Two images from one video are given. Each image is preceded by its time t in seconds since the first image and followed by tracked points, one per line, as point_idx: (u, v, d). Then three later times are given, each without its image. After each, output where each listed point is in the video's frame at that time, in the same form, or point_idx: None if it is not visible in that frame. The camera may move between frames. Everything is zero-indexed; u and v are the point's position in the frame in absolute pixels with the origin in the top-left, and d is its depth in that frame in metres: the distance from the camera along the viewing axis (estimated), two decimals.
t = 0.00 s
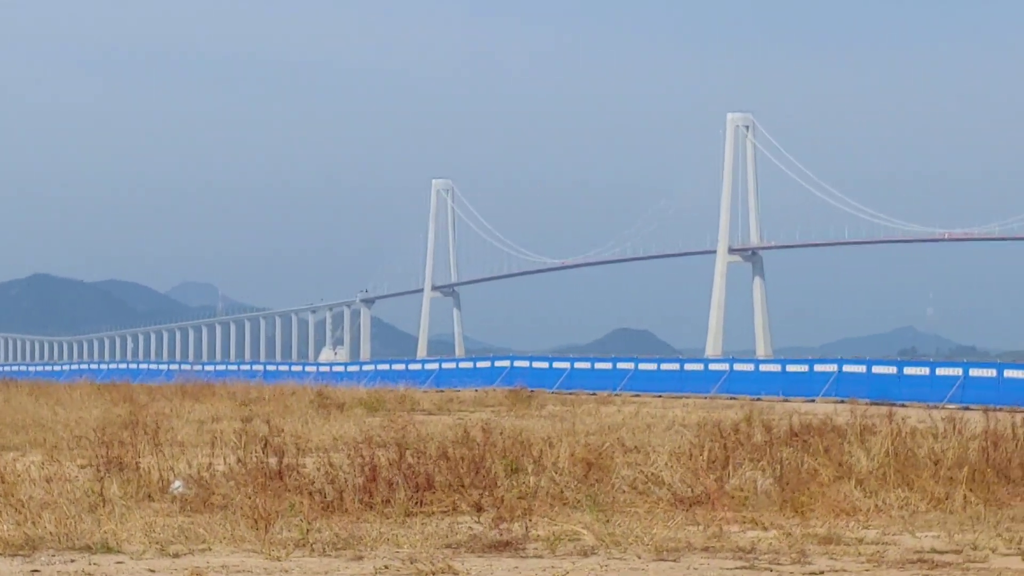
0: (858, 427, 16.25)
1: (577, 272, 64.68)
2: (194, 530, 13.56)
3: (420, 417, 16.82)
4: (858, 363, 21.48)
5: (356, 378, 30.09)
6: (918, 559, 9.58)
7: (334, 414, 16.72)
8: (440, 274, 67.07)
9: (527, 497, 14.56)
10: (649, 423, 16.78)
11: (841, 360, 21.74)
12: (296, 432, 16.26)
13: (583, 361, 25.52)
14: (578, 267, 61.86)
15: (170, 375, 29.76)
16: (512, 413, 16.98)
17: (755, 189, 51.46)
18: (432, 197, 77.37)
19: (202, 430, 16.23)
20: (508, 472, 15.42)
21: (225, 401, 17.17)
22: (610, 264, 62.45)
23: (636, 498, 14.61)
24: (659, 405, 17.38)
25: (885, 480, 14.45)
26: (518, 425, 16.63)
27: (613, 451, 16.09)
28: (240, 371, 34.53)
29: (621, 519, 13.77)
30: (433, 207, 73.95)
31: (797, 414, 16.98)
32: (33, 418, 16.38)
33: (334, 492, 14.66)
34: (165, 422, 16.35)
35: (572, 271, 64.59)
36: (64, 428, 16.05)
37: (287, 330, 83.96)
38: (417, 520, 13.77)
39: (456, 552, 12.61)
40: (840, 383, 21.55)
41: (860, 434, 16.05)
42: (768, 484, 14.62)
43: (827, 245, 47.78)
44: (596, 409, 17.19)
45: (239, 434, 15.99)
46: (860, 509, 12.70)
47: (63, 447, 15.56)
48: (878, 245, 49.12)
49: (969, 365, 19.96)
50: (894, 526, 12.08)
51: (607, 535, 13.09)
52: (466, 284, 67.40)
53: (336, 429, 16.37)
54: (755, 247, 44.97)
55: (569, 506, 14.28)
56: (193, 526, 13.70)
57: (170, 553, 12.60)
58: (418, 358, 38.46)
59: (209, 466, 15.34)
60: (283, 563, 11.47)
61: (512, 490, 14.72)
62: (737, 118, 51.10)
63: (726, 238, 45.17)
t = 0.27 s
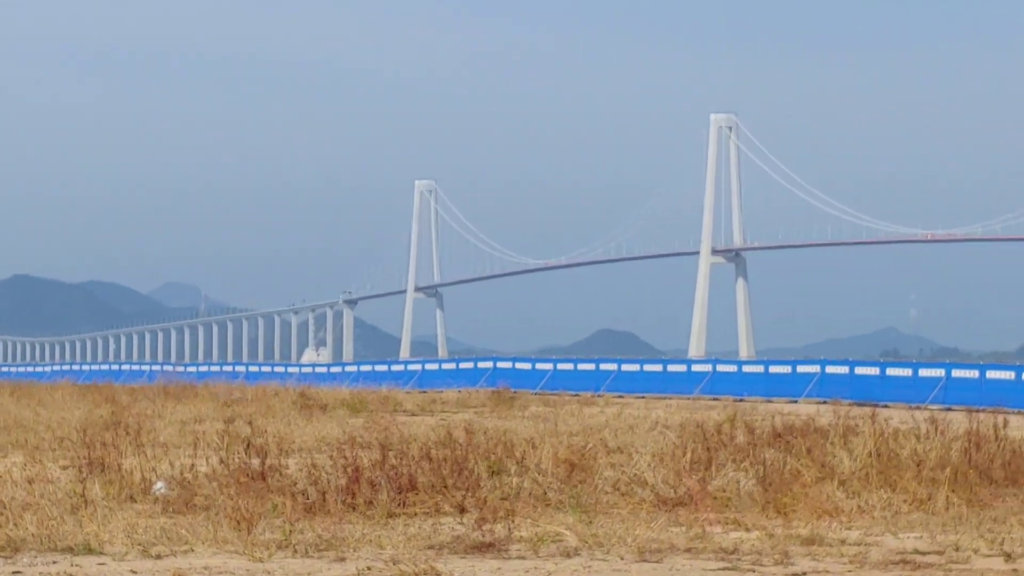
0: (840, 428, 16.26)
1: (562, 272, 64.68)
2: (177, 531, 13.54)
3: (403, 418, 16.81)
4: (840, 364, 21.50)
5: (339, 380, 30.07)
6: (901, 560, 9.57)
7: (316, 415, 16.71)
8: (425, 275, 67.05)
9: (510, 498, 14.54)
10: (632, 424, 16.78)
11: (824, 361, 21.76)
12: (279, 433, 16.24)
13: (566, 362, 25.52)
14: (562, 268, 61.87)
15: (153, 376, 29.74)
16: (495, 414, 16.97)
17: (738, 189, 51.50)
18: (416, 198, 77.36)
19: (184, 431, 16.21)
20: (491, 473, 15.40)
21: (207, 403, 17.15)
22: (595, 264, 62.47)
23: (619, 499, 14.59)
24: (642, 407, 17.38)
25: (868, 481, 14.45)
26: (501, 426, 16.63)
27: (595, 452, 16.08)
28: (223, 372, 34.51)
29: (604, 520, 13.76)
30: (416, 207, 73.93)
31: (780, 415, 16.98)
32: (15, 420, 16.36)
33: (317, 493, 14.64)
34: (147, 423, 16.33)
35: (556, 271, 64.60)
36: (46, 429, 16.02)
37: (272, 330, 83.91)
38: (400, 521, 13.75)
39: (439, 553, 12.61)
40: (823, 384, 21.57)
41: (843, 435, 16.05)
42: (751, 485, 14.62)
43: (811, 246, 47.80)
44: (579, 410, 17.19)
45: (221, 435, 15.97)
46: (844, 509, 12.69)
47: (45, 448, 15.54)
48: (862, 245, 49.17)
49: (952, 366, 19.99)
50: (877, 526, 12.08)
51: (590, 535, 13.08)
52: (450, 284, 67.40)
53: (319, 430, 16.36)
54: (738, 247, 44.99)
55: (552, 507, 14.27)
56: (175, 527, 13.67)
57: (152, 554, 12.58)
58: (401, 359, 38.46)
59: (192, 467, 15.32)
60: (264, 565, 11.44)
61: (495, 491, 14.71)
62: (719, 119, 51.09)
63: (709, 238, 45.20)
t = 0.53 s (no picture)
0: (822, 429, 16.26)
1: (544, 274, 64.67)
2: (158, 533, 13.51)
3: (385, 419, 16.80)
4: (822, 366, 21.52)
5: (321, 381, 30.06)
6: (883, 561, 9.55)
7: (298, 416, 16.70)
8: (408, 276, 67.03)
9: (492, 499, 14.53)
10: (614, 426, 16.78)
11: (806, 362, 21.77)
12: (261, 434, 16.23)
13: (548, 363, 25.52)
14: (545, 269, 61.85)
15: (136, 377, 29.70)
16: (477, 415, 16.96)
17: (721, 191, 51.51)
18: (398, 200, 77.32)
19: (166, 432, 16.19)
20: (473, 474, 15.39)
21: (189, 404, 17.13)
22: (577, 266, 62.47)
23: (601, 501, 14.58)
24: (624, 408, 17.38)
25: (849, 482, 14.45)
26: (483, 428, 16.62)
27: (578, 453, 16.08)
28: (205, 373, 34.48)
29: (586, 521, 13.75)
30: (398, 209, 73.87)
31: (762, 416, 16.98)
32: None
33: (298, 495, 14.61)
34: (129, 425, 16.31)
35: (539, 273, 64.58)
36: (27, 431, 16.00)
37: (255, 332, 83.85)
38: (382, 523, 13.73)
39: (421, 554, 12.59)
40: (805, 385, 21.58)
41: (825, 436, 16.05)
42: (733, 486, 14.61)
43: (793, 248, 47.81)
44: (561, 412, 17.19)
45: (203, 436, 15.95)
46: (826, 511, 12.68)
47: (26, 449, 15.51)
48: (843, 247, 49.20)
49: (934, 368, 20.01)
50: (859, 528, 12.08)
51: (573, 536, 13.07)
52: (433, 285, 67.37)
53: (301, 432, 16.35)
54: (720, 249, 45.00)
55: (534, 508, 14.25)
56: (156, 528, 13.65)
57: (133, 556, 12.55)
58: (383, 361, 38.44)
59: (173, 468, 15.30)
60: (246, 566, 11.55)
61: (477, 493, 14.69)
62: (701, 120, 51.11)
63: (691, 240, 45.20)
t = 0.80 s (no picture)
0: (806, 430, 16.27)
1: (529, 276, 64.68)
2: (141, 534, 13.50)
3: (369, 420, 16.81)
4: (805, 367, 21.54)
5: (305, 382, 30.05)
6: (865, 562, 9.56)
7: (282, 417, 16.69)
8: (392, 277, 67.02)
9: (476, 500, 14.52)
10: (598, 427, 16.79)
11: (789, 363, 21.80)
12: (244, 435, 16.22)
13: (532, 364, 25.52)
14: (529, 271, 61.84)
15: (119, 378, 29.66)
16: (461, 416, 16.97)
17: (704, 192, 51.54)
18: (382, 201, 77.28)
19: (149, 433, 16.18)
20: (457, 475, 15.38)
21: (172, 405, 17.12)
22: (562, 268, 62.48)
23: (584, 501, 14.58)
24: (607, 409, 17.40)
25: (832, 483, 14.46)
26: (467, 429, 16.63)
27: (561, 454, 16.08)
28: (187, 374, 34.45)
29: (569, 522, 13.75)
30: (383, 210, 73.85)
31: (745, 417, 17.00)
32: None
33: (282, 496, 14.60)
34: (112, 426, 16.31)
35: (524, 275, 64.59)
36: (10, 432, 15.99)
37: (240, 333, 83.80)
38: (366, 524, 13.73)
39: (404, 556, 12.59)
40: (788, 386, 21.61)
41: (808, 437, 16.07)
42: (716, 488, 14.61)
43: (776, 249, 47.85)
44: (545, 413, 17.20)
45: (186, 437, 15.95)
46: (809, 512, 12.69)
47: (9, 451, 15.51)
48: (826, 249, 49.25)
49: (916, 368, 20.04)
50: (842, 529, 12.09)
51: (556, 537, 13.07)
52: (417, 286, 67.37)
53: (284, 433, 16.34)
54: (704, 251, 45.02)
55: (518, 509, 14.25)
56: (139, 530, 13.64)
57: (116, 558, 12.54)
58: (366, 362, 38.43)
59: (157, 469, 15.29)
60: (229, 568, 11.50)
61: (460, 494, 14.69)
62: (684, 121, 51.14)
63: (675, 241, 45.22)
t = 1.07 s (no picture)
0: (754, 430, 16.29)
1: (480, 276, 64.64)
2: (88, 535, 13.43)
3: (317, 421, 16.76)
4: (754, 367, 21.57)
5: (254, 383, 29.97)
6: (814, 562, 9.56)
7: (230, 418, 16.63)
8: (342, 277, 66.91)
9: (424, 501, 14.49)
10: (547, 427, 16.78)
11: (737, 364, 21.83)
12: (192, 436, 16.16)
13: (481, 365, 25.50)
14: (479, 271, 61.79)
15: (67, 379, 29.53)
16: (409, 417, 16.94)
17: (654, 193, 51.58)
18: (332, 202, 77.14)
19: (96, 434, 16.11)
20: (406, 476, 15.35)
21: (119, 406, 17.05)
22: (512, 268, 62.45)
23: (533, 502, 14.56)
24: (556, 410, 17.40)
25: (780, 484, 14.47)
26: (415, 430, 16.59)
27: (510, 455, 16.06)
28: (135, 375, 34.32)
29: (517, 523, 13.72)
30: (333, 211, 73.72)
31: (694, 418, 17.00)
32: None
33: (230, 497, 14.55)
34: (59, 427, 16.22)
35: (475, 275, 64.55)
36: None
37: (190, 334, 83.57)
38: (313, 525, 13.68)
39: (352, 557, 12.55)
40: (737, 387, 21.63)
41: (757, 438, 16.09)
42: (665, 488, 14.60)
43: (726, 249, 47.90)
44: (494, 413, 17.18)
45: (134, 438, 15.88)
46: (757, 512, 12.69)
47: None
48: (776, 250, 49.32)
49: (864, 369, 20.09)
50: (790, 529, 12.10)
51: (504, 538, 13.05)
52: (368, 287, 67.28)
53: (232, 434, 16.28)
54: (653, 251, 45.05)
55: (466, 510, 14.22)
56: (86, 531, 13.57)
57: (63, 559, 12.48)
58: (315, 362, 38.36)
59: (104, 470, 15.22)
60: (177, 568, 11.43)
61: (408, 494, 14.65)
62: (635, 122, 51.16)
63: (624, 242, 45.23)
